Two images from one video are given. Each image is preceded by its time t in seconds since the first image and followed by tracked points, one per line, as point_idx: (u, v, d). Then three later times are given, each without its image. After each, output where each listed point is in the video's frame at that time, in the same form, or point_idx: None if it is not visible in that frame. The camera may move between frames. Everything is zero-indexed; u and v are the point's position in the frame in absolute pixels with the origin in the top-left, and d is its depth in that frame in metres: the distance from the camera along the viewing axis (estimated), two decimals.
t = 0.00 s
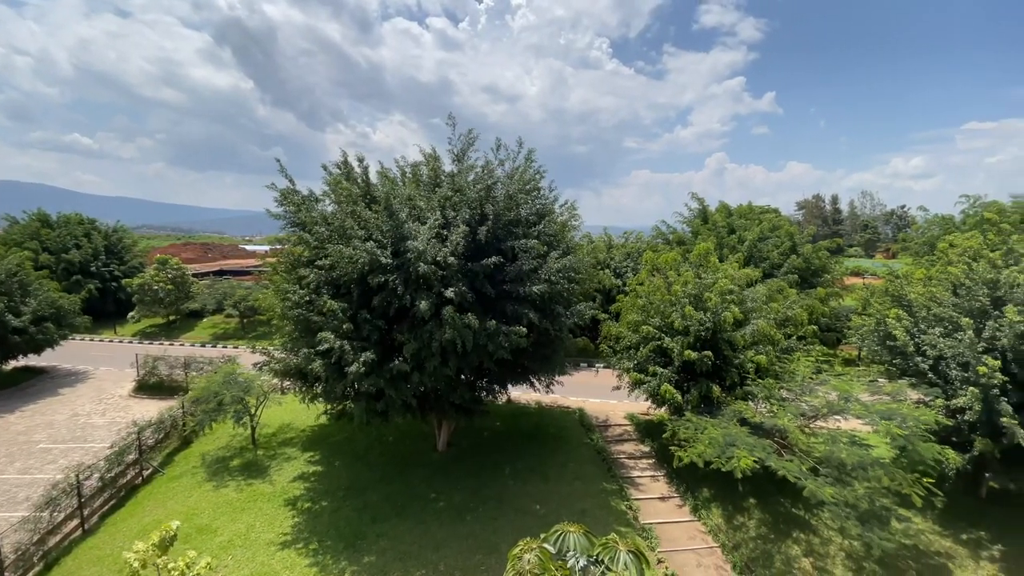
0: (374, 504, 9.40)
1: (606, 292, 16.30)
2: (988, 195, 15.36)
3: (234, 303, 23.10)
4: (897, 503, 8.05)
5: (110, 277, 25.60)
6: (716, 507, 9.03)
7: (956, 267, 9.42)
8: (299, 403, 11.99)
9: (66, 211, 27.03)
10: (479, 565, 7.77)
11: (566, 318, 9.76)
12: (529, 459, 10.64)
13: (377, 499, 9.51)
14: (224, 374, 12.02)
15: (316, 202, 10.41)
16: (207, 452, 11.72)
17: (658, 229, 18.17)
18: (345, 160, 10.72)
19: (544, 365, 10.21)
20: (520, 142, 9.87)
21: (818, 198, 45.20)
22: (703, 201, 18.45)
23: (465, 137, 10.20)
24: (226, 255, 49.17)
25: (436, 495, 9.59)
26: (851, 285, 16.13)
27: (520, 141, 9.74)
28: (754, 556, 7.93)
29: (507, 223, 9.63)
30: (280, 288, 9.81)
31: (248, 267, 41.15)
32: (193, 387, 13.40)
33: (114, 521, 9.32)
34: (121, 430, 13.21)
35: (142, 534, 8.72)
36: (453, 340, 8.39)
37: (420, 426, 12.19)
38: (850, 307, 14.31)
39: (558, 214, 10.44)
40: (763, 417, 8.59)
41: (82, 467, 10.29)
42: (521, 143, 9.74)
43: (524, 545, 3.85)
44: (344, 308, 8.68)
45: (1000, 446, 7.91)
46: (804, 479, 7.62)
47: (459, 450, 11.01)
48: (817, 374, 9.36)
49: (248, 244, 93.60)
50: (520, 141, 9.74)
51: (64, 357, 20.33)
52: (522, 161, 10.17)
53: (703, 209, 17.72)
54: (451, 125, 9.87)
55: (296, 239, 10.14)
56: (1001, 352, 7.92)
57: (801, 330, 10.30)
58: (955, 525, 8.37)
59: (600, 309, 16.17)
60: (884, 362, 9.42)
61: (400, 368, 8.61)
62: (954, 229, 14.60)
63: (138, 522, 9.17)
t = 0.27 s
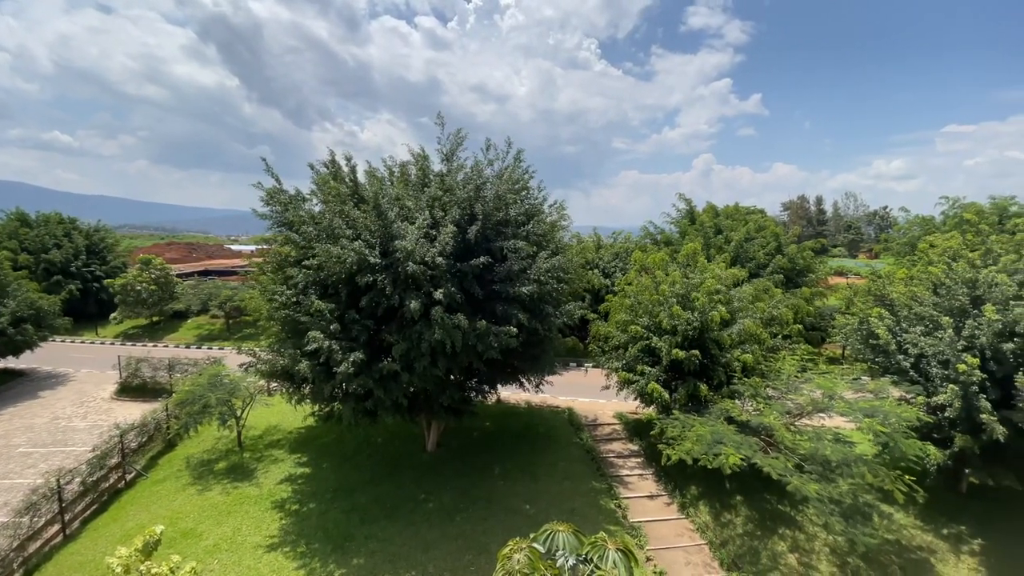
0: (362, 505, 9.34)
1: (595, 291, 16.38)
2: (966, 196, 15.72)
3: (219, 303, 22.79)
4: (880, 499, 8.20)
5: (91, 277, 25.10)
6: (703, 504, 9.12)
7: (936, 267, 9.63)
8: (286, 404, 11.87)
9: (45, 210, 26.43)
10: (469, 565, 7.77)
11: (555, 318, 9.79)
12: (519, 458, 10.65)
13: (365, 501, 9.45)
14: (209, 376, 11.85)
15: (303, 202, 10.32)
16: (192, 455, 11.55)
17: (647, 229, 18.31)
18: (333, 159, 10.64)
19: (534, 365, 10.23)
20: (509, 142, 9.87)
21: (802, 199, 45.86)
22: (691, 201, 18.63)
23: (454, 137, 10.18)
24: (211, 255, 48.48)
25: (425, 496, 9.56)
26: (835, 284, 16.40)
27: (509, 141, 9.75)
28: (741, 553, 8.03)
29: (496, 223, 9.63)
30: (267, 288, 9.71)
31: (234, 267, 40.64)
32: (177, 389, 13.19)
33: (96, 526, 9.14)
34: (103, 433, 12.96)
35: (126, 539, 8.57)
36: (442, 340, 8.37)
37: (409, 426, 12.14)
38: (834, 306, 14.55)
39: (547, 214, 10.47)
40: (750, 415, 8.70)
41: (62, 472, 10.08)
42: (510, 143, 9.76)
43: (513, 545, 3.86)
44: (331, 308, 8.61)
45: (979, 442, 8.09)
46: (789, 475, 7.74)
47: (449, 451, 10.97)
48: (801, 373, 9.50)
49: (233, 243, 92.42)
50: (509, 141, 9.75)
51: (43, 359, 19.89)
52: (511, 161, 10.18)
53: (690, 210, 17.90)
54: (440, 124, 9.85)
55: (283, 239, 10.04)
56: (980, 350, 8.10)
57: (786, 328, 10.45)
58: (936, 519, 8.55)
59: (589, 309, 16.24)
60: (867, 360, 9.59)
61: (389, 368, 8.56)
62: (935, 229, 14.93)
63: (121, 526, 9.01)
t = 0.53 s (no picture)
0: (350, 507, 9.27)
1: (584, 291, 16.46)
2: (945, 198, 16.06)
3: (203, 304, 22.46)
4: (863, 495, 8.35)
5: (72, 277, 24.58)
6: (691, 502, 9.20)
7: (917, 267, 9.84)
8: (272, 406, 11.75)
9: (23, 209, 25.83)
10: (458, 566, 7.76)
11: (544, 318, 9.81)
12: (507, 458, 10.65)
13: (353, 503, 9.39)
14: (193, 378, 11.68)
15: (290, 201, 10.23)
16: (176, 458, 11.37)
17: (635, 229, 18.44)
18: (320, 158, 10.56)
19: (523, 365, 10.24)
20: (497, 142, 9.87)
21: (787, 200, 46.50)
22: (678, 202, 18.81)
23: (443, 137, 10.16)
24: (195, 255, 47.76)
25: (413, 497, 9.52)
26: (819, 284, 16.68)
27: (498, 141, 9.76)
28: (728, 550, 8.12)
29: (485, 223, 9.63)
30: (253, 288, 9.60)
31: (219, 267, 40.08)
32: (160, 391, 12.98)
33: (77, 531, 8.96)
34: (84, 436, 12.70)
35: (108, 544, 8.41)
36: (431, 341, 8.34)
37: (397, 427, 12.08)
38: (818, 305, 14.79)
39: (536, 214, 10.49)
40: (736, 413, 8.80)
41: (41, 476, 9.86)
42: (499, 143, 9.77)
43: (503, 545, 3.86)
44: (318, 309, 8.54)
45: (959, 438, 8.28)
46: (775, 472, 7.85)
47: (437, 452, 10.94)
48: (786, 371, 9.64)
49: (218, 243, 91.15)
50: (498, 141, 9.76)
51: (21, 361, 19.43)
52: (500, 161, 10.19)
53: (678, 210, 18.07)
54: (428, 124, 9.82)
55: (269, 238, 9.94)
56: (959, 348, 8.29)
57: (772, 328, 10.59)
58: (917, 514, 8.73)
59: (578, 309, 16.32)
60: (850, 358, 9.76)
61: (377, 369, 8.52)
62: (915, 230, 15.25)
63: (103, 531, 8.84)
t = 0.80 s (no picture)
0: (338, 509, 9.20)
1: (572, 291, 16.52)
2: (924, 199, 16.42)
3: (186, 304, 22.11)
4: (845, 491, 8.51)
5: (50, 277, 24.03)
6: (678, 500, 9.29)
7: (898, 267, 10.05)
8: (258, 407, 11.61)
9: None
10: (446, 567, 7.75)
11: (532, 318, 9.83)
12: (496, 458, 10.66)
13: (341, 505, 9.32)
14: (177, 380, 11.48)
15: (275, 200, 10.12)
16: (159, 461, 11.17)
17: (622, 229, 18.56)
18: (306, 157, 10.47)
19: (512, 365, 10.25)
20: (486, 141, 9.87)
21: (771, 200, 47.17)
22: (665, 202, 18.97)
23: (431, 136, 10.13)
24: (178, 254, 47.00)
25: (401, 498, 9.48)
26: (803, 284, 16.94)
27: (486, 141, 9.76)
28: (714, 547, 8.22)
29: (474, 223, 9.62)
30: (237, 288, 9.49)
31: (203, 267, 39.47)
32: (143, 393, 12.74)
33: (57, 537, 8.77)
34: (63, 440, 12.43)
35: (89, 549, 8.25)
36: (419, 341, 8.31)
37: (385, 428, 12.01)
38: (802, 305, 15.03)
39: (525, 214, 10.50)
40: (722, 411, 8.90)
41: (19, 481, 9.63)
42: (488, 143, 9.76)
43: (491, 545, 3.87)
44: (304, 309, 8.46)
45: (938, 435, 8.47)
46: (759, 470, 7.98)
47: (425, 452, 10.90)
48: (771, 369, 9.78)
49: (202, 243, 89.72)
50: (486, 141, 9.76)
51: None
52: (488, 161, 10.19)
53: (665, 210, 18.23)
54: (416, 123, 9.78)
55: (255, 238, 9.83)
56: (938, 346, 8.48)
57: (757, 327, 10.74)
58: (898, 509, 8.92)
59: (566, 309, 16.37)
60: (833, 357, 9.93)
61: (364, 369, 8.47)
62: (895, 231, 15.57)
63: (84, 536, 8.66)
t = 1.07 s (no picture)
0: (323, 511, 9.12)
1: (560, 291, 16.58)
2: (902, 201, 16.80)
3: (167, 305, 21.70)
4: (827, 486, 8.67)
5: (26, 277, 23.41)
6: (664, 498, 9.38)
7: (877, 267, 10.27)
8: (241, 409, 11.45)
9: None
10: (433, 568, 7.73)
11: (520, 318, 9.84)
12: (483, 458, 10.66)
13: (327, 507, 9.23)
14: (158, 382, 11.27)
15: (259, 199, 10.00)
16: (139, 465, 10.96)
17: (609, 229, 18.68)
18: (290, 155, 10.36)
19: (499, 365, 10.25)
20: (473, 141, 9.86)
21: (755, 201, 47.87)
22: (651, 203, 19.13)
23: (417, 135, 10.09)
24: (158, 254, 46.11)
25: (388, 499, 9.43)
26: (785, 284, 17.22)
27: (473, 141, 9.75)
28: (699, 544, 8.32)
29: (461, 223, 9.60)
30: (220, 288, 9.36)
31: (185, 267, 38.78)
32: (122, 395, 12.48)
33: (33, 543, 8.56)
34: (39, 444, 12.11)
35: (67, 555, 8.06)
36: (406, 341, 8.27)
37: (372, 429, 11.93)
38: (785, 304, 15.27)
39: (512, 214, 10.51)
40: (707, 410, 9.01)
41: None
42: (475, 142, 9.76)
43: (479, 545, 3.88)
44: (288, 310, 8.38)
45: (916, 430, 8.67)
46: (744, 467, 8.10)
47: (412, 453, 10.86)
48: (755, 368, 9.93)
49: (183, 242, 88.06)
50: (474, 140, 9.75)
51: None
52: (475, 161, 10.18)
53: (651, 211, 18.39)
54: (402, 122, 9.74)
55: (238, 237, 9.70)
56: (916, 344, 8.69)
57: (741, 326, 10.89)
58: (878, 504, 9.12)
59: (553, 309, 16.43)
60: (815, 355, 10.12)
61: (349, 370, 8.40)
62: (875, 231, 15.90)
63: (62, 542, 8.47)
